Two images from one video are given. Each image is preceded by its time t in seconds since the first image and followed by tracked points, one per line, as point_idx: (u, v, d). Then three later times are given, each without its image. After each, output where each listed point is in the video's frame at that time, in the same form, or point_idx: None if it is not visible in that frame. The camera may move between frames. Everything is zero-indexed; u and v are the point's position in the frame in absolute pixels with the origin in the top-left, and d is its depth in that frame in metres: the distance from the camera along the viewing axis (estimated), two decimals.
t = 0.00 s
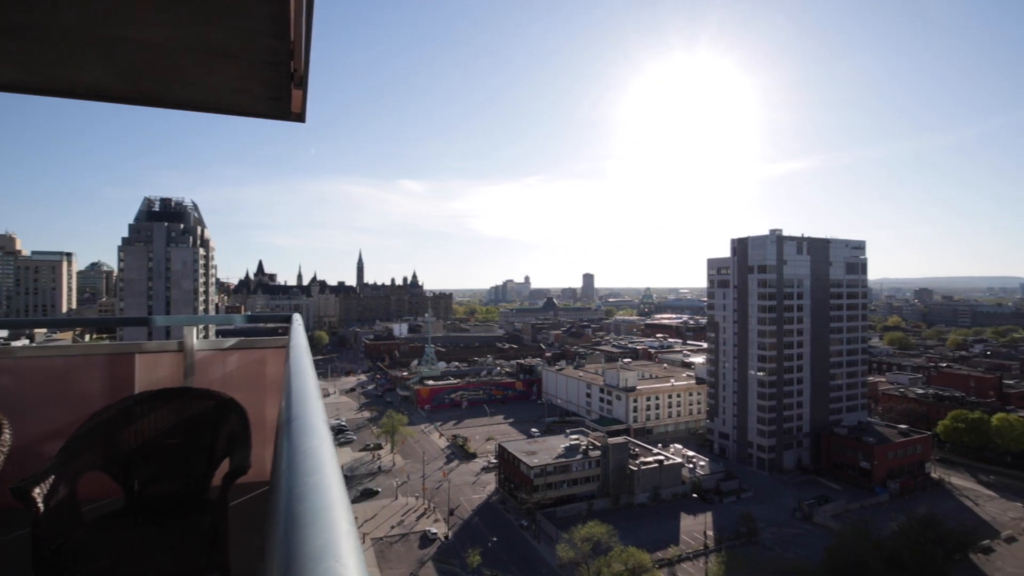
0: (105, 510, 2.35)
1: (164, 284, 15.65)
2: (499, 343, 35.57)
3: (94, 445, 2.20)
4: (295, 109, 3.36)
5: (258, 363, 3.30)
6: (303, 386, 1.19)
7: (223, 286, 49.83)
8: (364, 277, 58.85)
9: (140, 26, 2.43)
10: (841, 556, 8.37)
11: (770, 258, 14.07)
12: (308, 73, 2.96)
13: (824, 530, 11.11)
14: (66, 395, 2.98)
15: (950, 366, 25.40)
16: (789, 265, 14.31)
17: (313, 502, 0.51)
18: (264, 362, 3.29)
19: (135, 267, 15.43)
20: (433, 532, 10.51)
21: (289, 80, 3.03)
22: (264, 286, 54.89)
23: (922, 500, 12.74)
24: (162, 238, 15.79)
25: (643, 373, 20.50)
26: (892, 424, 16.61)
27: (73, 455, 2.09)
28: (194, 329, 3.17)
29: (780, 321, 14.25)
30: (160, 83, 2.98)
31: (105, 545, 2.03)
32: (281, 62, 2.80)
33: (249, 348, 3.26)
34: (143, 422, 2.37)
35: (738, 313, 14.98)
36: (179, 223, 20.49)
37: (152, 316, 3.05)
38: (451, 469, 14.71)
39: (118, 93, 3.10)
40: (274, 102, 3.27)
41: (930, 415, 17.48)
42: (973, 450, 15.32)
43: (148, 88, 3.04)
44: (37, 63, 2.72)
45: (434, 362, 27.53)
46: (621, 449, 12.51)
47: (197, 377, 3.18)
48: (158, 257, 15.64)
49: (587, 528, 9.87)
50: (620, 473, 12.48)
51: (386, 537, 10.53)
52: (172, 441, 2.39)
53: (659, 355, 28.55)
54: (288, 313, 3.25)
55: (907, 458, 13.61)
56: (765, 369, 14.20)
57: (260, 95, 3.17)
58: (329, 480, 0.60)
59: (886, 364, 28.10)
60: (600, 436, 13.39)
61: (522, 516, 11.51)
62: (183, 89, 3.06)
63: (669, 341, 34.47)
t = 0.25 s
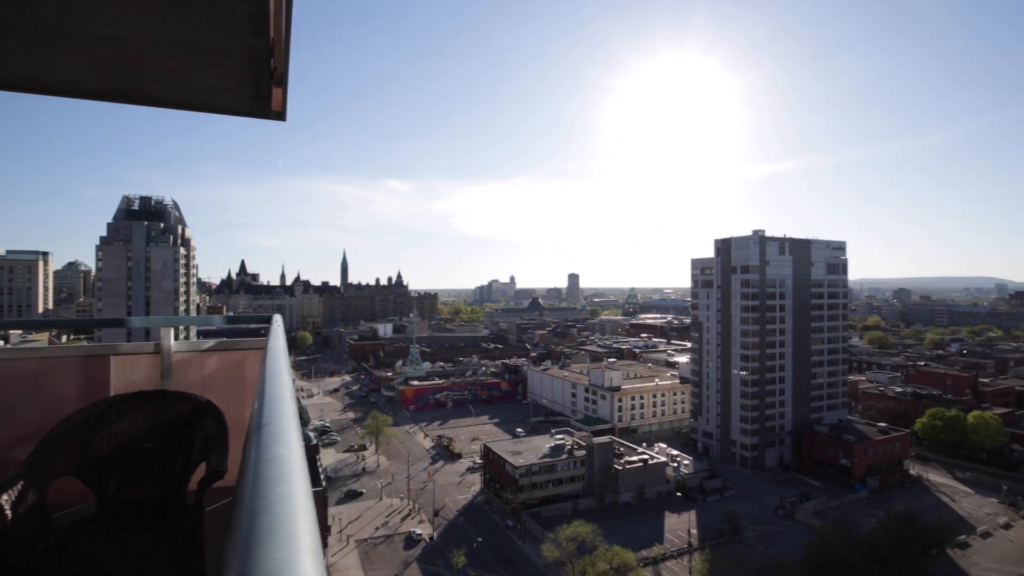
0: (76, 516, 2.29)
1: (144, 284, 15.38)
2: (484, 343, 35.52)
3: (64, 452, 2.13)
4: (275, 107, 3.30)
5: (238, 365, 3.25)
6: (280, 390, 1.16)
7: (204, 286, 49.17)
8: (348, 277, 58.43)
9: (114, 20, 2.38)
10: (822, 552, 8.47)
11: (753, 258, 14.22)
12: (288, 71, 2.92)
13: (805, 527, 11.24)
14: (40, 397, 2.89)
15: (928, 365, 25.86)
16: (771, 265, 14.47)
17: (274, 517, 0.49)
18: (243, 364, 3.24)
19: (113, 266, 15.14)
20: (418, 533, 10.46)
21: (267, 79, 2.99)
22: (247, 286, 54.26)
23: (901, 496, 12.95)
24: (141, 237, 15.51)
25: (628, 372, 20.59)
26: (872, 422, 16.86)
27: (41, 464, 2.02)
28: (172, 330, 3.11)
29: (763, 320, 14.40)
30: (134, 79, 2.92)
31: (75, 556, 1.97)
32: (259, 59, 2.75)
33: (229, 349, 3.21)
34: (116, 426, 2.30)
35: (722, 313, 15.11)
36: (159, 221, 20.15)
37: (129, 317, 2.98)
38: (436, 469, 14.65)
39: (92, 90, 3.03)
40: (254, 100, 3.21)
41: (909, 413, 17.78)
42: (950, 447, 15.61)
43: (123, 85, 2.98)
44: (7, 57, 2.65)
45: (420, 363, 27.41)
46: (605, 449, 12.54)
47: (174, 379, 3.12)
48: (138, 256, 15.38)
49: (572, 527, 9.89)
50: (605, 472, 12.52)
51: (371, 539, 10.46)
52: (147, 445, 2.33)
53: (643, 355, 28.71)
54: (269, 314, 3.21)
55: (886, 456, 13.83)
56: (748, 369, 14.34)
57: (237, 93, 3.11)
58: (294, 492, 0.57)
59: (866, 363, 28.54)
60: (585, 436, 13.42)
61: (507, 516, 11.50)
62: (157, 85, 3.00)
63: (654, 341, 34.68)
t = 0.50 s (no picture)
0: (52, 521, 2.24)
1: (124, 285, 15.13)
2: (471, 343, 35.45)
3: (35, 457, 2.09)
4: (257, 105, 3.25)
5: (219, 367, 3.21)
6: (255, 393, 1.14)
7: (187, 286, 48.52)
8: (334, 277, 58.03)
9: (91, 14, 2.33)
10: (805, 549, 8.55)
11: (737, 258, 14.35)
12: (269, 69, 2.88)
13: (789, 525, 11.35)
14: (10, 401, 2.78)
15: (909, 364, 26.24)
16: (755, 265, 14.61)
17: (238, 523, 0.48)
18: (224, 366, 3.20)
19: (92, 266, 14.87)
20: (404, 534, 10.41)
21: (247, 77, 2.94)
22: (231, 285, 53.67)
23: (882, 493, 13.13)
24: (121, 237, 15.26)
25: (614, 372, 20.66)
26: (854, 420, 17.08)
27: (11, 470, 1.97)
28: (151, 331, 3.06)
29: (747, 320, 14.53)
30: (109, 75, 2.86)
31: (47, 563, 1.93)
32: (239, 56, 2.71)
33: (210, 351, 3.17)
34: (91, 429, 2.25)
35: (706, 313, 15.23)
36: (140, 221, 19.82)
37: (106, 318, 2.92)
38: (423, 470, 14.60)
39: (68, 86, 2.97)
40: (235, 98, 3.16)
41: (889, 412, 18.03)
42: (929, 445, 15.85)
43: (98, 80, 2.91)
44: None
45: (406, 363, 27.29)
46: (591, 449, 12.57)
47: (153, 381, 3.06)
48: (118, 256, 15.11)
49: (558, 527, 9.88)
50: (592, 472, 12.56)
51: (356, 540, 10.39)
52: (123, 449, 2.28)
53: (630, 354, 28.83)
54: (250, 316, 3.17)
55: (867, 453, 14.02)
56: (732, 368, 14.46)
57: (217, 91, 3.06)
58: (261, 502, 0.56)
59: (847, 362, 28.93)
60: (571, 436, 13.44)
61: (494, 516, 11.49)
62: (134, 81, 2.94)
63: (640, 341, 34.86)
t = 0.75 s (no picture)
0: (28, 528, 2.19)
1: (107, 284, 14.91)
2: (460, 344, 35.39)
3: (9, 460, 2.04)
4: (241, 103, 3.19)
5: (202, 368, 3.17)
6: (232, 398, 1.11)
7: (172, 285, 47.91)
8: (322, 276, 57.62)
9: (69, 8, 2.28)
10: (791, 547, 8.61)
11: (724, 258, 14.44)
12: (252, 67, 2.83)
13: (775, 522, 11.44)
14: None
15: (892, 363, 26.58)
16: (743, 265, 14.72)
17: (200, 536, 0.46)
18: (206, 367, 3.16)
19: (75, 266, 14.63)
20: (392, 535, 10.35)
21: (230, 74, 2.88)
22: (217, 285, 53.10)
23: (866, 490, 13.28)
24: (104, 236, 15.04)
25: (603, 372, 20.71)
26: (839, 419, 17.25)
27: None
28: (131, 333, 2.99)
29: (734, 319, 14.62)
30: (87, 71, 2.80)
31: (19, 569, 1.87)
32: (221, 54, 2.66)
33: (192, 352, 3.12)
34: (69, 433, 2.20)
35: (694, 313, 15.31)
36: (124, 220, 19.54)
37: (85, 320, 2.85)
38: (412, 470, 14.53)
39: (45, 82, 2.90)
40: (217, 95, 3.10)
41: (874, 410, 18.24)
42: (913, 443, 16.06)
43: (76, 76, 2.85)
44: None
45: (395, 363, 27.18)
46: (580, 449, 12.58)
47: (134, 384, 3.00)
48: (101, 255, 14.89)
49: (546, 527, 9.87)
50: (580, 472, 12.56)
51: (345, 541, 10.31)
52: (102, 453, 2.23)
53: (618, 354, 28.92)
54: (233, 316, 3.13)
55: (852, 452, 14.18)
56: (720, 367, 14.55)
57: (199, 88, 3.00)
58: (228, 514, 0.54)
59: (833, 362, 29.21)
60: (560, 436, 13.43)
61: (483, 516, 11.46)
62: (113, 77, 2.87)
63: (628, 341, 34.99)
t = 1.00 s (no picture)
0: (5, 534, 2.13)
1: (91, 284, 14.67)
2: (450, 343, 35.35)
3: None
4: (225, 101, 3.12)
5: (186, 369, 3.12)
6: (208, 398, 1.08)
7: (158, 285, 47.37)
8: (310, 276, 57.18)
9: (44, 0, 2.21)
10: (778, 546, 8.65)
11: (713, 259, 14.51)
12: (235, 63, 2.77)
13: (763, 520, 11.51)
14: None
15: (877, 362, 26.89)
16: (731, 266, 14.79)
17: (158, 548, 0.43)
18: (189, 369, 3.12)
19: (58, 265, 14.38)
20: (382, 537, 10.29)
21: (214, 70, 2.81)
22: (204, 284, 52.55)
23: (852, 488, 13.42)
24: (88, 235, 14.77)
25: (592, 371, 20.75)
26: (825, 417, 17.42)
27: None
28: (112, 334, 2.92)
29: (723, 319, 14.70)
30: (66, 66, 2.73)
31: None
32: (203, 49, 2.60)
33: (175, 353, 3.08)
34: (48, 438, 2.15)
35: (683, 313, 15.36)
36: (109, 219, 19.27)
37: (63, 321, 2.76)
38: (401, 471, 14.45)
39: (23, 78, 2.83)
40: (201, 93, 3.03)
41: (860, 409, 18.40)
42: (898, 441, 16.23)
43: (55, 72, 2.77)
44: None
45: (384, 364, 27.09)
46: (570, 449, 12.56)
47: (115, 387, 2.93)
48: (85, 254, 14.64)
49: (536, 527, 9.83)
50: (570, 472, 12.54)
51: (334, 543, 10.23)
52: (82, 457, 2.18)
53: (607, 354, 29.02)
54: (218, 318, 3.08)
55: (839, 450, 14.29)
56: (709, 367, 14.61)
57: (182, 84, 2.93)
58: (193, 525, 0.51)
59: (819, 361, 29.50)
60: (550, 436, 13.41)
61: (473, 517, 11.43)
62: (92, 73, 2.80)
63: (617, 340, 35.11)
